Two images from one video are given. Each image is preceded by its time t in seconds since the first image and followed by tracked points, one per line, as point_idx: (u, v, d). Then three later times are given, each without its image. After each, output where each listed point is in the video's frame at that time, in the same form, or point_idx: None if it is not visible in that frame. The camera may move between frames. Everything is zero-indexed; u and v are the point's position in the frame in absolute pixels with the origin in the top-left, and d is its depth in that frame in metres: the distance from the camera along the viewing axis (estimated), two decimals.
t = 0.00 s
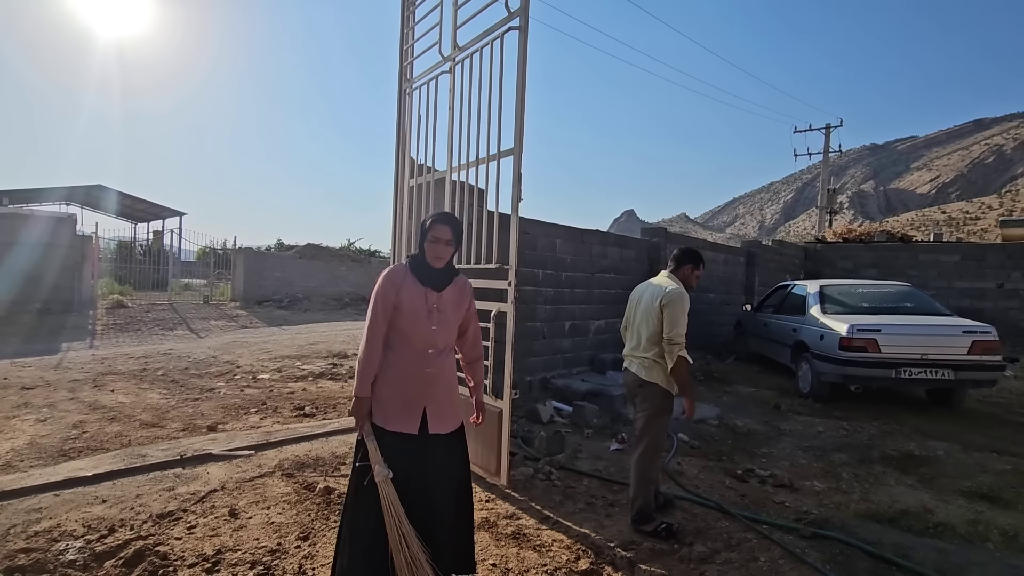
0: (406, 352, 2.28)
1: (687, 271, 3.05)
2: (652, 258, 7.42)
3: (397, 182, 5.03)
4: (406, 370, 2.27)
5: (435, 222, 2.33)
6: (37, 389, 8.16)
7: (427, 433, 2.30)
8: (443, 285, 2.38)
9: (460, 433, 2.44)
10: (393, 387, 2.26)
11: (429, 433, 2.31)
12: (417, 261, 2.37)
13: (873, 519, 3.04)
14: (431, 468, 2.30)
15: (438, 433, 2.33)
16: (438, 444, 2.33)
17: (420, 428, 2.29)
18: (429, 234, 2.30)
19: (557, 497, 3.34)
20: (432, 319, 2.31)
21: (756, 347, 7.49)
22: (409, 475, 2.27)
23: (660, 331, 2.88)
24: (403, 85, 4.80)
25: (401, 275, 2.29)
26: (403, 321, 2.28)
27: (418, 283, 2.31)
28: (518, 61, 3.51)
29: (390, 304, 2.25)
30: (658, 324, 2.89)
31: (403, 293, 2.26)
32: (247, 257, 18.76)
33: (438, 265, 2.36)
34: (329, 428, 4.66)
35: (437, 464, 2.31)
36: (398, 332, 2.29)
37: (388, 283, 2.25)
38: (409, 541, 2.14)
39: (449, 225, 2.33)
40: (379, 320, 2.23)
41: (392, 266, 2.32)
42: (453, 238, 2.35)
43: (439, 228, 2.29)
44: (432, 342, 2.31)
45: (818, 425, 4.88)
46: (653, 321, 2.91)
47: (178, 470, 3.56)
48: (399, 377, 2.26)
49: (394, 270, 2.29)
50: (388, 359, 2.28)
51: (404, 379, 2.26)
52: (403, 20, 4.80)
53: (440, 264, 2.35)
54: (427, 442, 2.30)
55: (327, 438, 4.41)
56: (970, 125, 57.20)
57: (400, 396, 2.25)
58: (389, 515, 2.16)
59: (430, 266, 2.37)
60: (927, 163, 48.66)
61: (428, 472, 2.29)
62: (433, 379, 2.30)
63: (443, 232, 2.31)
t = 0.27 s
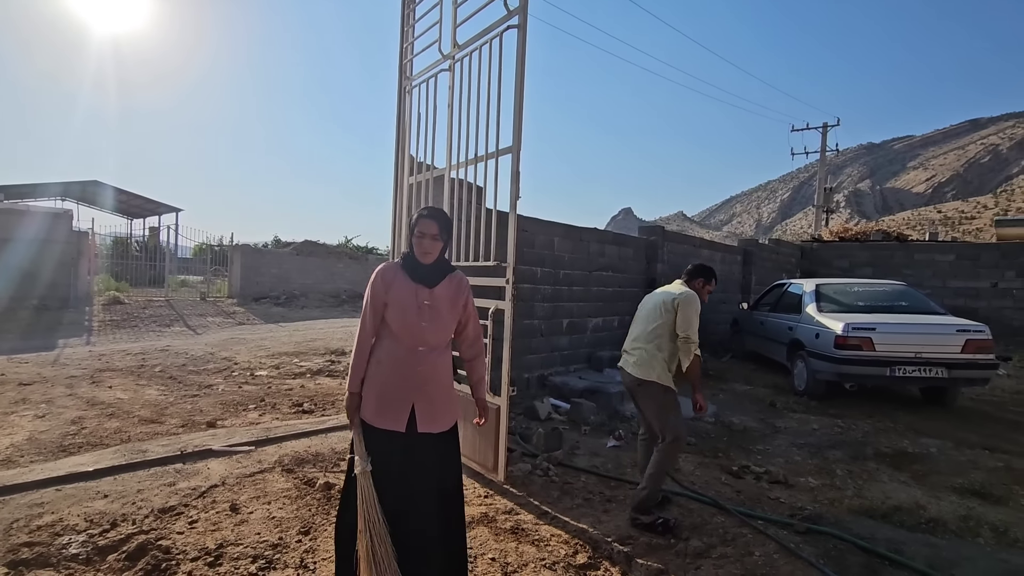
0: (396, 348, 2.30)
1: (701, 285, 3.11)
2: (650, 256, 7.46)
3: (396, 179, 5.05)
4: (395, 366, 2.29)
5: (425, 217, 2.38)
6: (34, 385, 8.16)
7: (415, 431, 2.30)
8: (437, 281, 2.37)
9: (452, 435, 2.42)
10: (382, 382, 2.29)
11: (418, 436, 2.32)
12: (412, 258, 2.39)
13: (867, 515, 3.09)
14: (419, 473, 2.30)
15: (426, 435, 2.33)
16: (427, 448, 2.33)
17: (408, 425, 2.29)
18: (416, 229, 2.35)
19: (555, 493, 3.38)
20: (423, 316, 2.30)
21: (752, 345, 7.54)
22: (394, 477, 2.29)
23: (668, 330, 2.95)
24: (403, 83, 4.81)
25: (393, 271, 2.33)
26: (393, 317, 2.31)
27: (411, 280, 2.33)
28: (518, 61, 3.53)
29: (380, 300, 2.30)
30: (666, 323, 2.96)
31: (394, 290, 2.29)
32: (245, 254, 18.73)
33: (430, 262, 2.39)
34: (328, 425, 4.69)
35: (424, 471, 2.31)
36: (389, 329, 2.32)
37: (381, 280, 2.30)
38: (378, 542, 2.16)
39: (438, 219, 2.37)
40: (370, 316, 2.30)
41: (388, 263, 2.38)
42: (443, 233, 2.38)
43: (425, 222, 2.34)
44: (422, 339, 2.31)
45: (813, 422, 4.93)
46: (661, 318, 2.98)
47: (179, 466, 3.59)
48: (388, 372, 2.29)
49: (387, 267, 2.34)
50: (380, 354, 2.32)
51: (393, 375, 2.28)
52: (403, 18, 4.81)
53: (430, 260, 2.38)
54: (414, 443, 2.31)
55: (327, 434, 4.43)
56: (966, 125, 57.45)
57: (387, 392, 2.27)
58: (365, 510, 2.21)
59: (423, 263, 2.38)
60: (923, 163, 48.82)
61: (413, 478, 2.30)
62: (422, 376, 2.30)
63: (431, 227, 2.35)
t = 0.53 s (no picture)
0: (382, 345, 2.34)
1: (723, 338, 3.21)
2: (649, 255, 7.50)
3: (398, 178, 5.08)
4: (381, 362, 2.34)
5: (405, 210, 2.41)
6: (35, 381, 8.19)
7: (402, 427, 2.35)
8: (420, 277, 2.40)
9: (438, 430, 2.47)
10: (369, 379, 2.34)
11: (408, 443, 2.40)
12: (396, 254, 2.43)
13: (863, 511, 3.14)
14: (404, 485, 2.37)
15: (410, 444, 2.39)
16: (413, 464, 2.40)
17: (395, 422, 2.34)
18: (398, 221, 2.41)
19: (555, 489, 3.43)
20: (408, 312, 2.34)
21: (750, 344, 7.59)
22: (376, 482, 2.36)
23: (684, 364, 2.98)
24: (405, 82, 4.85)
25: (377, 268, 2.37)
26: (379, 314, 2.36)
27: (394, 276, 2.37)
28: (519, 61, 3.57)
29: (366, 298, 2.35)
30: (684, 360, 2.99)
31: (378, 286, 2.34)
32: (244, 251, 18.73)
33: (411, 255, 2.43)
34: (330, 421, 4.73)
35: (406, 485, 2.37)
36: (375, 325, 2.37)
37: (366, 279, 2.36)
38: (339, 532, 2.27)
39: (419, 211, 2.41)
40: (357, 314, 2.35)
41: (372, 261, 2.42)
42: (424, 225, 2.42)
43: (406, 213, 2.39)
44: (408, 335, 2.35)
45: (810, 420, 4.98)
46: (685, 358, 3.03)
47: (183, 461, 3.63)
48: (374, 369, 2.33)
49: (371, 266, 2.38)
50: (366, 351, 2.37)
51: (381, 372, 2.33)
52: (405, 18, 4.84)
53: (413, 253, 2.43)
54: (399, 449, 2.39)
55: (329, 430, 4.48)
56: (965, 126, 57.52)
57: (375, 388, 2.31)
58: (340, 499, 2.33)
59: (406, 258, 2.43)
60: (922, 163, 48.93)
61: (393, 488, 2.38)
62: (408, 372, 2.34)
63: (411, 220, 2.39)
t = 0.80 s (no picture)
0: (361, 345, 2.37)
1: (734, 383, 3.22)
2: (649, 255, 7.55)
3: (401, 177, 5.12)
4: (359, 361, 2.36)
5: (383, 207, 2.40)
6: (38, 377, 8.24)
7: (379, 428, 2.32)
8: (399, 276, 2.39)
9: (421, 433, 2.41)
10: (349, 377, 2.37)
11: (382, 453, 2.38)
12: (377, 253, 2.45)
13: (859, 508, 3.20)
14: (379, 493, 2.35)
15: (385, 451, 2.36)
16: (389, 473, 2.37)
17: (372, 422, 2.32)
18: (376, 218, 2.39)
19: (556, 485, 3.48)
20: (383, 311, 2.33)
21: (749, 344, 7.64)
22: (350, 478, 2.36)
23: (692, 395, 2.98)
24: (408, 82, 4.89)
25: (357, 268, 2.42)
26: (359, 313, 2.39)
27: (373, 276, 2.40)
28: (522, 63, 3.62)
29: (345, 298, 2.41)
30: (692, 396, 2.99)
31: (355, 286, 2.38)
32: (245, 249, 18.78)
33: (390, 253, 2.42)
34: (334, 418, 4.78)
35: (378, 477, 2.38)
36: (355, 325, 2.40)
37: (346, 279, 2.41)
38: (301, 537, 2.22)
39: (396, 207, 2.39)
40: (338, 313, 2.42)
41: (356, 261, 2.48)
42: (402, 221, 2.40)
43: (381, 210, 2.37)
44: (384, 334, 2.34)
45: (808, 419, 5.04)
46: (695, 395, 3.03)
47: (190, 456, 3.68)
48: (354, 367, 2.36)
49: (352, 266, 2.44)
50: (349, 351, 2.41)
51: (358, 371, 2.35)
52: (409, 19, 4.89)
53: (391, 250, 2.41)
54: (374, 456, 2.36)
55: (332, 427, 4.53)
56: (964, 126, 57.61)
57: (352, 387, 2.33)
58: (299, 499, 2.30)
59: (387, 257, 2.43)
60: (922, 164, 48.99)
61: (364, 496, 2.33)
62: (385, 371, 2.33)
63: (386, 216, 2.38)
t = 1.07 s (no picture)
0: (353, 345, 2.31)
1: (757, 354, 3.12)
2: (650, 255, 7.60)
3: (404, 178, 5.17)
4: (352, 362, 2.30)
5: (375, 203, 2.32)
6: (41, 374, 8.29)
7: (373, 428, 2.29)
8: (391, 274, 2.32)
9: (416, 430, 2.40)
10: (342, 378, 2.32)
11: (365, 456, 2.32)
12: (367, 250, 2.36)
13: (855, 506, 3.25)
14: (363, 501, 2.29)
15: (369, 456, 2.31)
16: (373, 479, 2.30)
17: (367, 422, 2.29)
18: (368, 216, 2.31)
19: (558, 482, 3.53)
20: (375, 310, 2.27)
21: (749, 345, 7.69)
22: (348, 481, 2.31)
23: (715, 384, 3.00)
24: (413, 84, 4.94)
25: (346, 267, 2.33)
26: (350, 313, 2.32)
27: (364, 274, 2.31)
28: (526, 66, 3.67)
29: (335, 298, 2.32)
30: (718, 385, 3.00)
31: (345, 286, 2.29)
32: (245, 248, 18.83)
33: (382, 251, 2.35)
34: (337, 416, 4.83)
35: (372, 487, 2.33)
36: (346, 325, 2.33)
37: (335, 277, 2.32)
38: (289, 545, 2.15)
39: (389, 205, 2.32)
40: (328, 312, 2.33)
41: (345, 258, 2.38)
42: (395, 220, 2.33)
43: (374, 208, 2.29)
44: (377, 334, 2.29)
45: (806, 420, 5.09)
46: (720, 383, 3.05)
47: (196, 452, 3.73)
48: (348, 369, 2.30)
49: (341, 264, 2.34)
50: (341, 351, 2.35)
51: (351, 372, 2.29)
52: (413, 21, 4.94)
53: (384, 249, 2.34)
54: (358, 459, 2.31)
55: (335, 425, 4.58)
56: (965, 129, 57.66)
57: (346, 388, 2.28)
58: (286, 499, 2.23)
59: (377, 254, 2.35)
60: (922, 166, 49.03)
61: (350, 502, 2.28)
62: (379, 371, 2.29)
63: (377, 213, 2.30)
